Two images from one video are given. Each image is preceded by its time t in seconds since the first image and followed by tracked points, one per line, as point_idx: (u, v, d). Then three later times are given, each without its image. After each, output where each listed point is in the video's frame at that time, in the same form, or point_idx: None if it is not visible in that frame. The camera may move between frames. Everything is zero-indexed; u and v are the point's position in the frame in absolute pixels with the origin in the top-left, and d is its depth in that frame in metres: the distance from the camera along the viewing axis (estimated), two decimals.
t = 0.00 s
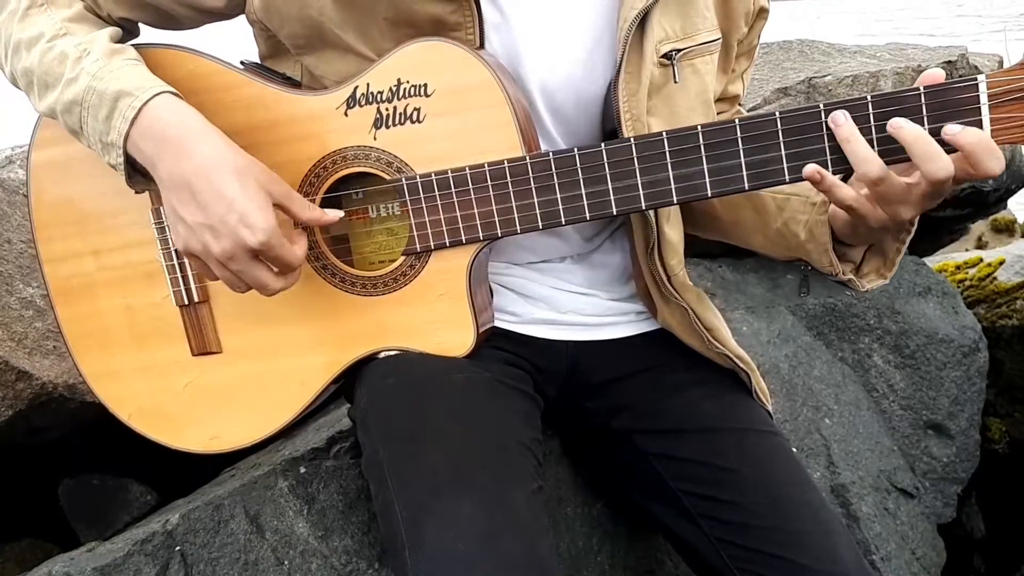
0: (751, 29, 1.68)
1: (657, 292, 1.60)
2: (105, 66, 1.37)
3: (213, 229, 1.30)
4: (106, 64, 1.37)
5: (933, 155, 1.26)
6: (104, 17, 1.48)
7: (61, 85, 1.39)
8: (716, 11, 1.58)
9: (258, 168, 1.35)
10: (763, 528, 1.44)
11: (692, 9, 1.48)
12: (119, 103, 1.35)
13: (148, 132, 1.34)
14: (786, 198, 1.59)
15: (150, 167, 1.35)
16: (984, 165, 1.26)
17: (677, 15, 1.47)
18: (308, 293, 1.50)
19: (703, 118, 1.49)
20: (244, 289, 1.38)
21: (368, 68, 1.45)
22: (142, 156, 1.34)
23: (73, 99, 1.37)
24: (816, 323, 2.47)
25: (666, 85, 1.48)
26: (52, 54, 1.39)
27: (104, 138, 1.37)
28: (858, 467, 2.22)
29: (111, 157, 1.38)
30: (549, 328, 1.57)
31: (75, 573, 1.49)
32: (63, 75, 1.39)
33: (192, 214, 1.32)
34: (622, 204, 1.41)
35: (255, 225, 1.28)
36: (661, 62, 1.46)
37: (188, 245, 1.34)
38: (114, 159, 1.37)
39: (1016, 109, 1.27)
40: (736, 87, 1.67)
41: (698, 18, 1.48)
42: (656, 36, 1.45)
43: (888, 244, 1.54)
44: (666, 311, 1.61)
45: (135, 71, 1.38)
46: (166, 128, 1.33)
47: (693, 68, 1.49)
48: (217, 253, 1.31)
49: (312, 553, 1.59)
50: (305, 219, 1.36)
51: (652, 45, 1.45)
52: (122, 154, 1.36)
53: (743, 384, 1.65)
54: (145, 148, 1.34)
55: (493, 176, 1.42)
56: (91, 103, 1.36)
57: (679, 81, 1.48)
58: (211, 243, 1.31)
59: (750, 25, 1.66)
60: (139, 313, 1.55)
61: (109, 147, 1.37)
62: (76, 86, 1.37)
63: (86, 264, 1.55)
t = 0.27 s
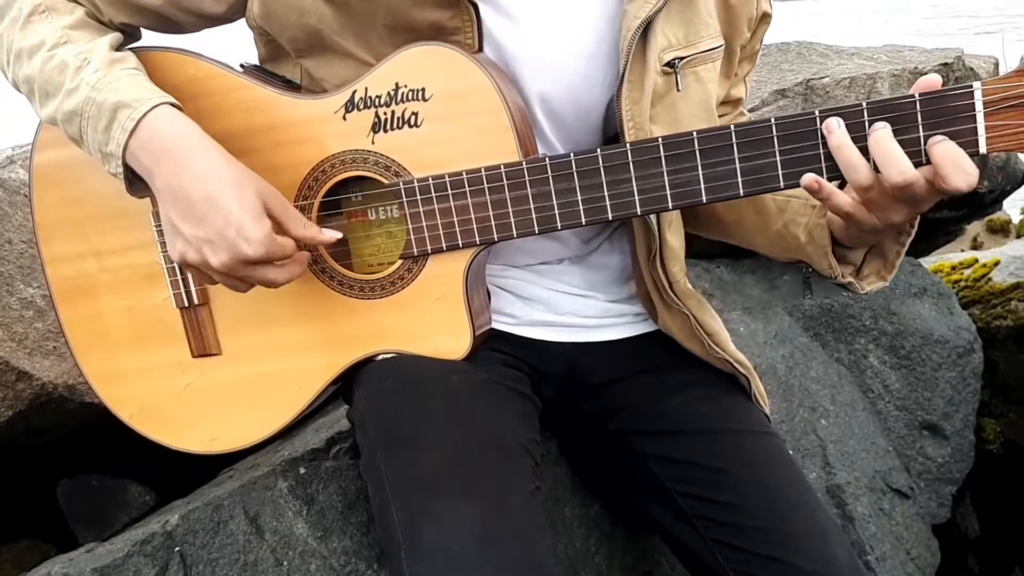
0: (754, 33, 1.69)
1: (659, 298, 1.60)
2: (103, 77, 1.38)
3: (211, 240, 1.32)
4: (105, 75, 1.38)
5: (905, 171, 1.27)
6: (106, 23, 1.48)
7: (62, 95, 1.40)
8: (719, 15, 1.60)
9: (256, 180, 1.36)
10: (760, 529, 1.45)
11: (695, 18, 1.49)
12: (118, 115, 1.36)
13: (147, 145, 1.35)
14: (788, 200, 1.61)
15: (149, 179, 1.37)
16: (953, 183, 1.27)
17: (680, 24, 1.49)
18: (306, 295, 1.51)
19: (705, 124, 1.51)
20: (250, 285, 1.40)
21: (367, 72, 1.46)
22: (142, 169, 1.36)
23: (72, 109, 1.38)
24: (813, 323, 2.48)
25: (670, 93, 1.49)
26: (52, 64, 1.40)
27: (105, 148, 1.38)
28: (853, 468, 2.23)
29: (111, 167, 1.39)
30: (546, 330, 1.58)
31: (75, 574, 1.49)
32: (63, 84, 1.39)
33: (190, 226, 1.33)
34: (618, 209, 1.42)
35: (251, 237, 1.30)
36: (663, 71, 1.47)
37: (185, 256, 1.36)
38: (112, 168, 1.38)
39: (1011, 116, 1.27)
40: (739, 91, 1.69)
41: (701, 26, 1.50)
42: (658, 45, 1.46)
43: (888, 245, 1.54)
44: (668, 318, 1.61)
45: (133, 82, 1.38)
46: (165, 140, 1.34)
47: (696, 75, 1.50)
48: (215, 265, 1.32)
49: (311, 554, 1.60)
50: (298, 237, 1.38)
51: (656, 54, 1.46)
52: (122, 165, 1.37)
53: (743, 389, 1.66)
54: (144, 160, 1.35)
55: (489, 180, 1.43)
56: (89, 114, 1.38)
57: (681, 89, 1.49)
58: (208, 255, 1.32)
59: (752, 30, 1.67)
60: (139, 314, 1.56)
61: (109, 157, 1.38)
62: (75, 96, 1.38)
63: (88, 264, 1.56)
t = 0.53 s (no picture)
0: (745, 28, 1.68)
1: (665, 294, 1.61)
2: (107, 85, 1.39)
3: (219, 243, 1.33)
4: (109, 82, 1.39)
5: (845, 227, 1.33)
6: (109, 31, 1.49)
7: (67, 102, 1.40)
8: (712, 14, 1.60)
9: (262, 186, 1.37)
10: (758, 535, 1.46)
11: (695, 14, 1.49)
12: (123, 121, 1.37)
13: (153, 151, 1.36)
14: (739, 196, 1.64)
15: (155, 186, 1.38)
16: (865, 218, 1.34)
17: (683, 20, 1.49)
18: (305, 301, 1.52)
19: (708, 122, 1.53)
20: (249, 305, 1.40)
21: (367, 82, 1.47)
22: (147, 175, 1.37)
23: (76, 117, 1.39)
24: (810, 329, 2.50)
25: (674, 89, 1.50)
26: (57, 71, 1.41)
27: (109, 154, 1.39)
28: (850, 473, 2.24)
29: (115, 173, 1.40)
30: (545, 336, 1.60)
31: None
32: (68, 92, 1.40)
33: (197, 231, 1.34)
34: (615, 217, 1.43)
35: (261, 240, 1.31)
36: (669, 68, 1.47)
37: (192, 260, 1.36)
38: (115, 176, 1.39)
39: (1008, 128, 1.28)
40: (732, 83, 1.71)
41: (700, 21, 1.50)
42: (664, 41, 1.46)
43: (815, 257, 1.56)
44: (670, 312, 1.62)
45: (136, 90, 1.39)
46: (171, 149, 1.35)
47: (698, 70, 1.51)
48: (224, 268, 1.33)
49: (311, 560, 1.61)
50: (305, 235, 1.39)
51: (662, 52, 1.46)
52: (126, 171, 1.38)
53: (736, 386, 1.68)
54: (150, 165, 1.36)
55: (488, 189, 1.44)
56: (93, 121, 1.38)
57: (686, 85, 1.50)
58: (217, 258, 1.33)
59: (743, 24, 1.67)
60: (141, 320, 1.57)
61: (113, 163, 1.39)
62: (79, 104, 1.39)
63: (90, 271, 1.57)
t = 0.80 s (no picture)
0: (722, 28, 1.71)
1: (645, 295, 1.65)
2: (112, 102, 1.41)
3: (218, 260, 1.34)
4: (114, 100, 1.41)
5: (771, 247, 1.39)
6: (112, 46, 1.51)
7: (71, 120, 1.42)
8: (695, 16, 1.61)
9: (261, 204, 1.38)
10: (754, 546, 1.47)
11: (684, 12, 1.50)
12: (127, 139, 1.39)
13: (156, 166, 1.37)
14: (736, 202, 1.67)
15: (159, 201, 1.39)
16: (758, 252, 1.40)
17: (674, 19, 1.49)
18: (307, 313, 1.53)
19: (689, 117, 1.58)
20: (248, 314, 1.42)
21: (369, 96, 1.48)
22: (151, 191, 1.38)
23: (81, 133, 1.40)
24: (807, 339, 2.52)
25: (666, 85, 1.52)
26: (62, 88, 1.43)
27: (114, 171, 1.41)
28: (847, 482, 2.25)
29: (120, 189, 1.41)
30: (543, 347, 1.62)
31: None
32: (73, 110, 1.42)
33: (197, 246, 1.35)
34: (613, 230, 1.45)
35: (258, 257, 1.32)
36: (663, 65, 1.48)
37: (192, 275, 1.38)
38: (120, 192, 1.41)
39: (998, 144, 1.28)
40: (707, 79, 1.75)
41: (689, 21, 1.51)
42: (661, 39, 1.46)
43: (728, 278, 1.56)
44: (646, 311, 1.66)
45: (141, 107, 1.41)
46: (175, 164, 1.37)
47: (686, 67, 1.53)
48: (221, 284, 1.34)
49: (311, 569, 1.63)
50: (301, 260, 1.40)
51: (658, 49, 1.46)
52: (131, 187, 1.39)
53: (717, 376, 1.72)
54: (154, 181, 1.38)
55: (488, 203, 1.46)
56: (98, 138, 1.40)
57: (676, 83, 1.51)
58: (215, 274, 1.35)
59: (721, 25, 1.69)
60: (144, 331, 1.58)
61: (118, 180, 1.40)
62: (86, 120, 1.41)
63: (92, 283, 1.58)
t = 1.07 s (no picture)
0: (714, 50, 1.70)
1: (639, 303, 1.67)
2: (122, 112, 1.43)
3: (239, 258, 1.35)
4: (123, 110, 1.43)
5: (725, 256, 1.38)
6: (115, 61, 1.53)
7: (81, 133, 1.44)
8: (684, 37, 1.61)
9: (280, 203, 1.40)
10: (749, 555, 1.47)
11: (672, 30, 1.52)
12: (140, 147, 1.41)
13: (173, 173, 1.39)
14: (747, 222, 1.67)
15: (176, 208, 1.41)
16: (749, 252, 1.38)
17: (660, 36, 1.51)
18: (308, 323, 1.55)
19: (681, 135, 1.56)
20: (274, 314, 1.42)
21: (371, 110, 1.50)
22: (169, 198, 1.40)
23: (93, 146, 1.42)
24: (805, 348, 2.54)
25: (652, 102, 1.53)
26: (69, 103, 1.45)
27: (128, 180, 1.43)
28: (846, 491, 2.27)
29: (134, 198, 1.44)
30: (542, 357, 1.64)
31: None
32: (82, 123, 1.44)
33: (218, 246, 1.36)
34: (611, 242, 1.46)
35: (280, 251, 1.33)
36: (649, 81, 1.50)
37: (214, 277, 1.38)
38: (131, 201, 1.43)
39: (986, 156, 1.30)
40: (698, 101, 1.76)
41: (678, 39, 1.52)
42: (645, 56, 1.48)
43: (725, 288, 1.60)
44: (642, 321, 1.67)
45: (149, 117, 1.43)
46: (192, 169, 1.39)
47: (675, 86, 1.53)
48: (244, 282, 1.35)
49: None
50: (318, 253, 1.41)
51: (643, 65, 1.48)
52: (144, 196, 1.42)
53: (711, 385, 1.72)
54: (171, 188, 1.39)
55: (488, 215, 1.48)
56: (108, 148, 1.42)
57: (663, 98, 1.53)
58: (237, 273, 1.35)
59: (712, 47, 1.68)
60: (149, 341, 1.60)
61: (132, 189, 1.42)
62: (95, 131, 1.43)
63: (96, 294, 1.60)
